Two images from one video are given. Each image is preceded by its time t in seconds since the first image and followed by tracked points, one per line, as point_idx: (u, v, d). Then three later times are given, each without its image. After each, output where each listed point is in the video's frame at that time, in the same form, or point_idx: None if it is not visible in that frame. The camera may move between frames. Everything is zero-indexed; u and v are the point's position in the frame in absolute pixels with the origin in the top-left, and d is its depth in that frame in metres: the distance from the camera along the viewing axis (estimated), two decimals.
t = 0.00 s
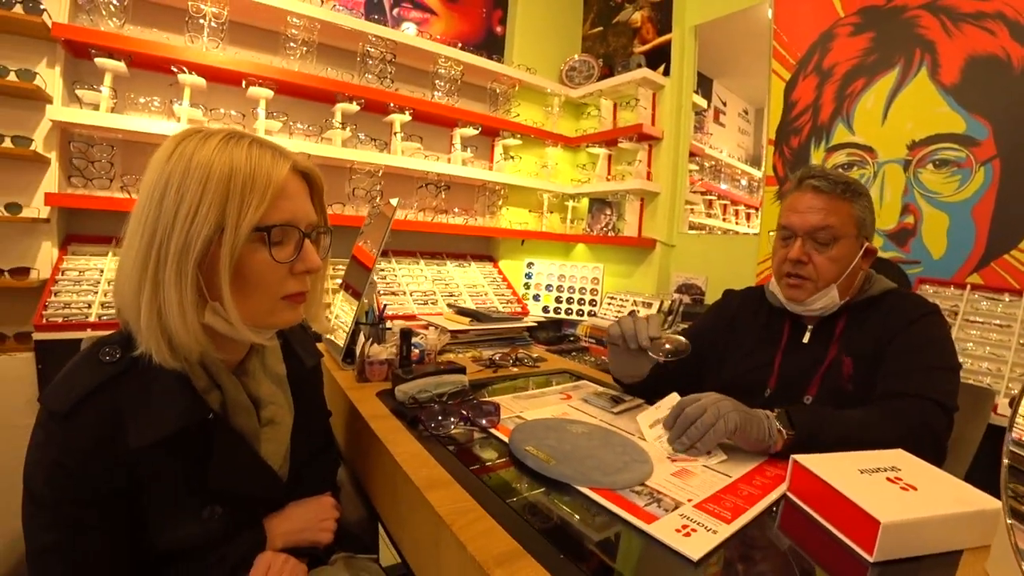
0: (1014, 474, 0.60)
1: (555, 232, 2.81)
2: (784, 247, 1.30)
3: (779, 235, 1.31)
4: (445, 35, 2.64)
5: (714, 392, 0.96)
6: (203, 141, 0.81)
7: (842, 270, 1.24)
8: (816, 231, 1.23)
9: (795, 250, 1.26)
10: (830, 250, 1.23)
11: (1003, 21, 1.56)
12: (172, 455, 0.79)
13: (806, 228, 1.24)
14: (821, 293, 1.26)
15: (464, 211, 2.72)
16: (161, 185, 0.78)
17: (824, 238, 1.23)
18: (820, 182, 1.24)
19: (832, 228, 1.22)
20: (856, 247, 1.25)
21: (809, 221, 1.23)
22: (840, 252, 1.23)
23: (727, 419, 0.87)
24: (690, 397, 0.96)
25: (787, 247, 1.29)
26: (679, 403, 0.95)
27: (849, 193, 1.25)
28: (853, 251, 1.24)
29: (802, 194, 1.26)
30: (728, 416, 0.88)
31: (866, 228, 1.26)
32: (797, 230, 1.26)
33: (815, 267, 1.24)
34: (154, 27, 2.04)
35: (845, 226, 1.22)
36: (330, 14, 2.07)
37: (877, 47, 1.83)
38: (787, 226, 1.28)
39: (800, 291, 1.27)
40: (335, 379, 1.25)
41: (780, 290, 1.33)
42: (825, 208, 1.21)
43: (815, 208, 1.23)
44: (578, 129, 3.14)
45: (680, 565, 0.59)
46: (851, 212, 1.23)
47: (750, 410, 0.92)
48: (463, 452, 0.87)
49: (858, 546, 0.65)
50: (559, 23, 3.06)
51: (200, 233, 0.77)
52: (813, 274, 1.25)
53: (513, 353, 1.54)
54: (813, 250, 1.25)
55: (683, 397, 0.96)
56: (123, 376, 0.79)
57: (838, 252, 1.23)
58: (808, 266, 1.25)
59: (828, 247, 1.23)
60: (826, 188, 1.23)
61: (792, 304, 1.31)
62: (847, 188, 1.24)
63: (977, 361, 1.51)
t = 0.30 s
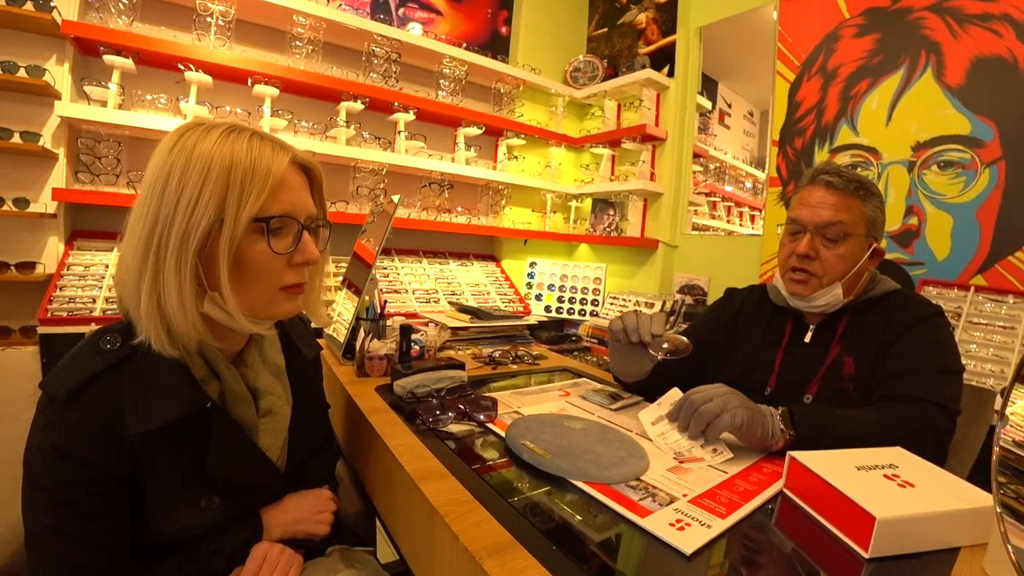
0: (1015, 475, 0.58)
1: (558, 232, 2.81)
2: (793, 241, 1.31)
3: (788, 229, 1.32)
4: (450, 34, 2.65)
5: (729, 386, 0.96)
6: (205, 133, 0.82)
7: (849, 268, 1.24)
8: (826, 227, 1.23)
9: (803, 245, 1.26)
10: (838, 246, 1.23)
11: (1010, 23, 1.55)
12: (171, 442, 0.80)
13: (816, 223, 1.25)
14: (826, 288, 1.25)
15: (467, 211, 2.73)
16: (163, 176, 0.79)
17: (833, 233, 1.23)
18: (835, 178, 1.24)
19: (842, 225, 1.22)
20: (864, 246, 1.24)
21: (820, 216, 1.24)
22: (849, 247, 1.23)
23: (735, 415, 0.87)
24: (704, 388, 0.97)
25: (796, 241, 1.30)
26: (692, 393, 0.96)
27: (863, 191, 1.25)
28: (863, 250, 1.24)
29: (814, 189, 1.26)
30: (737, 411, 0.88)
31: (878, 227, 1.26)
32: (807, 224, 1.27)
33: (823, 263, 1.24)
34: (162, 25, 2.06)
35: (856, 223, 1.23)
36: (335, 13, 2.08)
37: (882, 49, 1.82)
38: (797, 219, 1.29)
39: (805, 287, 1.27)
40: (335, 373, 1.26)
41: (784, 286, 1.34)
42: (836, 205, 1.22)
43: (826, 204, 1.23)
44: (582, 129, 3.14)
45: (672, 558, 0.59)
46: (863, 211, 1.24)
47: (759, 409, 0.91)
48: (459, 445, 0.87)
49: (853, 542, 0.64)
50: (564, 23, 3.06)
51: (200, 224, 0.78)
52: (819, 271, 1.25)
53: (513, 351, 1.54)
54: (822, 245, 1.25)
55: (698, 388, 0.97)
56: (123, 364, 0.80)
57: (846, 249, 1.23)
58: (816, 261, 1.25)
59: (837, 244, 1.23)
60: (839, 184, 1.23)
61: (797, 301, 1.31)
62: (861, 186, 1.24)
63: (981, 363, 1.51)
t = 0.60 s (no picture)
0: (1016, 466, 0.56)
1: (554, 231, 2.81)
2: (791, 232, 1.31)
3: (787, 219, 1.32)
4: (443, 35, 2.66)
5: (735, 376, 0.95)
6: (192, 130, 0.83)
7: (846, 259, 1.24)
8: (824, 217, 1.23)
9: (801, 236, 1.26)
10: (837, 237, 1.23)
11: (1000, 14, 1.55)
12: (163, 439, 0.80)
13: (814, 214, 1.25)
14: (822, 281, 1.25)
15: (462, 210, 2.73)
16: (150, 173, 0.80)
17: (832, 223, 1.23)
18: (832, 168, 1.24)
19: (841, 215, 1.23)
20: (863, 237, 1.24)
21: (818, 207, 1.23)
22: (851, 237, 1.23)
23: (741, 416, 0.86)
24: (709, 376, 0.96)
25: (794, 232, 1.30)
26: (698, 384, 0.96)
27: (861, 181, 1.25)
28: (862, 240, 1.24)
29: (813, 179, 1.27)
30: (743, 412, 0.86)
31: (878, 219, 1.26)
32: (806, 215, 1.27)
33: (820, 254, 1.24)
34: (154, 29, 2.06)
35: (854, 214, 1.23)
36: (328, 15, 2.08)
37: (874, 42, 1.82)
38: (796, 210, 1.29)
39: (802, 278, 1.28)
40: (330, 372, 1.26)
41: (782, 277, 1.34)
42: (834, 195, 1.22)
43: (825, 194, 1.23)
44: (576, 128, 3.15)
45: (667, 549, 0.59)
46: (862, 200, 1.24)
47: (764, 405, 0.90)
48: (452, 439, 0.87)
49: (848, 531, 0.64)
50: (557, 23, 3.07)
51: (187, 220, 0.78)
52: (817, 262, 1.24)
53: (508, 348, 1.54)
54: (820, 236, 1.25)
55: (704, 377, 0.96)
56: (114, 362, 0.80)
57: (845, 240, 1.23)
58: (813, 252, 1.25)
59: (836, 234, 1.23)
60: (837, 174, 1.23)
61: (795, 293, 1.31)
62: (859, 176, 1.24)
63: (980, 353, 1.52)
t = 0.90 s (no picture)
0: (999, 459, 0.57)
1: (547, 228, 2.81)
2: (785, 236, 1.29)
3: (780, 222, 1.29)
4: (436, 31, 2.64)
5: (734, 370, 0.93)
6: (178, 118, 0.83)
7: (840, 262, 1.23)
8: (818, 222, 1.21)
9: (796, 240, 1.24)
10: (831, 242, 1.22)
11: (990, 16, 1.57)
12: (148, 430, 0.79)
13: (808, 217, 1.23)
14: (818, 283, 1.25)
15: (455, 207, 2.72)
16: (135, 160, 0.80)
17: (826, 228, 1.21)
18: (826, 170, 1.22)
19: (836, 220, 1.21)
20: (857, 239, 1.24)
21: (811, 211, 1.21)
22: (846, 241, 1.22)
23: (734, 416, 0.86)
24: (708, 367, 0.93)
25: (788, 236, 1.28)
26: (696, 375, 0.93)
27: (856, 183, 1.22)
28: (856, 243, 1.24)
29: (805, 180, 1.24)
30: (737, 411, 0.86)
31: (870, 220, 1.25)
32: (799, 219, 1.24)
33: (814, 259, 1.23)
34: (144, 21, 2.04)
35: (848, 219, 1.21)
36: (321, 9, 2.06)
37: (866, 42, 1.84)
38: (789, 213, 1.27)
39: (797, 282, 1.26)
40: (320, 366, 1.25)
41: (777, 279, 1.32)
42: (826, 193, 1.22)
43: (818, 197, 1.21)
44: (570, 126, 3.15)
45: (655, 540, 0.59)
46: (857, 203, 1.21)
47: (759, 404, 0.90)
48: (441, 432, 0.87)
49: (836, 522, 0.64)
50: (551, 20, 3.07)
51: (172, 207, 0.79)
52: (811, 267, 1.24)
53: (500, 344, 1.54)
54: (814, 241, 1.23)
55: (703, 368, 0.93)
56: (98, 352, 0.79)
57: (839, 245, 1.22)
58: (807, 258, 1.23)
59: (830, 239, 1.22)
60: (831, 177, 1.21)
61: (791, 295, 1.30)
62: (853, 178, 1.21)
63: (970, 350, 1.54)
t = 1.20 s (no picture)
0: (978, 454, 0.57)
1: (536, 227, 2.81)
2: (771, 240, 1.30)
3: (766, 226, 1.30)
4: (426, 28, 2.63)
5: (722, 368, 0.94)
6: (158, 118, 0.83)
7: (826, 265, 1.25)
8: (805, 226, 1.22)
9: (783, 245, 1.24)
10: (817, 246, 1.23)
11: (973, 18, 1.59)
12: (131, 433, 0.79)
13: (795, 222, 1.23)
14: (804, 287, 1.27)
15: (444, 206, 2.71)
16: (114, 160, 0.80)
17: (812, 233, 1.22)
18: (811, 175, 1.22)
19: (821, 224, 1.21)
20: (842, 241, 1.25)
21: (798, 215, 1.22)
22: (830, 246, 1.23)
23: (718, 410, 0.87)
24: (696, 364, 0.94)
25: (774, 240, 1.28)
26: (684, 370, 0.94)
27: (841, 186, 1.22)
28: (841, 246, 1.25)
29: (790, 184, 1.24)
30: (720, 406, 0.87)
31: (855, 223, 1.26)
32: (785, 223, 1.25)
33: (801, 263, 1.24)
34: (129, 17, 2.01)
35: (833, 223, 1.22)
36: (308, 6, 2.04)
37: (853, 43, 1.85)
38: (774, 218, 1.27)
39: (784, 284, 1.29)
40: (307, 367, 1.24)
41: (764, 281, 1.34)
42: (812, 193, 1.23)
43: (804, 202, 1.21)
44: (559, 124, 3.15)
45: (639, 539, 0.59)
46: (842, 207, 1.22)
47: (745, 403, 0.90)
48: (428, 432, 0.87)
49: (818, 519, 0.65)
50: (540, 19, 3.06)
51: (151, 207, 0.78)
52: (797, 270, 1.25)
53: (488, 343, 1.54)
54: (801, 245, 1.24)
55: (691, 364, 0.94)
56: (79, 356, 0.78)
57: (825, 248, 1.23)
58: (794, 262, 1.25)
59: (816, 243, 1.23)
60: (816, 182, 1.21)
61: (778, 297, 1.33)
62: (839, 181, 1.22)
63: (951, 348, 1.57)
